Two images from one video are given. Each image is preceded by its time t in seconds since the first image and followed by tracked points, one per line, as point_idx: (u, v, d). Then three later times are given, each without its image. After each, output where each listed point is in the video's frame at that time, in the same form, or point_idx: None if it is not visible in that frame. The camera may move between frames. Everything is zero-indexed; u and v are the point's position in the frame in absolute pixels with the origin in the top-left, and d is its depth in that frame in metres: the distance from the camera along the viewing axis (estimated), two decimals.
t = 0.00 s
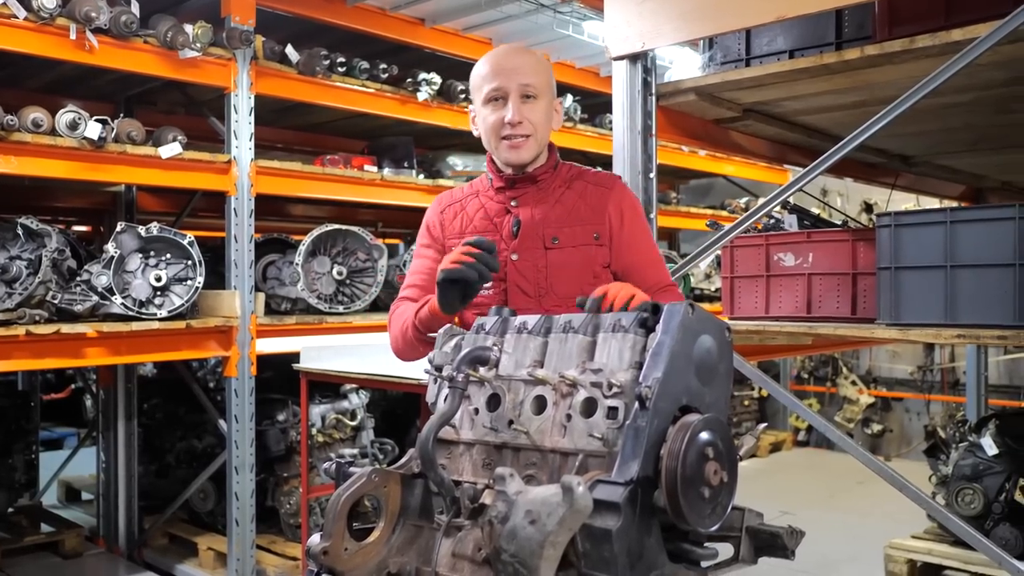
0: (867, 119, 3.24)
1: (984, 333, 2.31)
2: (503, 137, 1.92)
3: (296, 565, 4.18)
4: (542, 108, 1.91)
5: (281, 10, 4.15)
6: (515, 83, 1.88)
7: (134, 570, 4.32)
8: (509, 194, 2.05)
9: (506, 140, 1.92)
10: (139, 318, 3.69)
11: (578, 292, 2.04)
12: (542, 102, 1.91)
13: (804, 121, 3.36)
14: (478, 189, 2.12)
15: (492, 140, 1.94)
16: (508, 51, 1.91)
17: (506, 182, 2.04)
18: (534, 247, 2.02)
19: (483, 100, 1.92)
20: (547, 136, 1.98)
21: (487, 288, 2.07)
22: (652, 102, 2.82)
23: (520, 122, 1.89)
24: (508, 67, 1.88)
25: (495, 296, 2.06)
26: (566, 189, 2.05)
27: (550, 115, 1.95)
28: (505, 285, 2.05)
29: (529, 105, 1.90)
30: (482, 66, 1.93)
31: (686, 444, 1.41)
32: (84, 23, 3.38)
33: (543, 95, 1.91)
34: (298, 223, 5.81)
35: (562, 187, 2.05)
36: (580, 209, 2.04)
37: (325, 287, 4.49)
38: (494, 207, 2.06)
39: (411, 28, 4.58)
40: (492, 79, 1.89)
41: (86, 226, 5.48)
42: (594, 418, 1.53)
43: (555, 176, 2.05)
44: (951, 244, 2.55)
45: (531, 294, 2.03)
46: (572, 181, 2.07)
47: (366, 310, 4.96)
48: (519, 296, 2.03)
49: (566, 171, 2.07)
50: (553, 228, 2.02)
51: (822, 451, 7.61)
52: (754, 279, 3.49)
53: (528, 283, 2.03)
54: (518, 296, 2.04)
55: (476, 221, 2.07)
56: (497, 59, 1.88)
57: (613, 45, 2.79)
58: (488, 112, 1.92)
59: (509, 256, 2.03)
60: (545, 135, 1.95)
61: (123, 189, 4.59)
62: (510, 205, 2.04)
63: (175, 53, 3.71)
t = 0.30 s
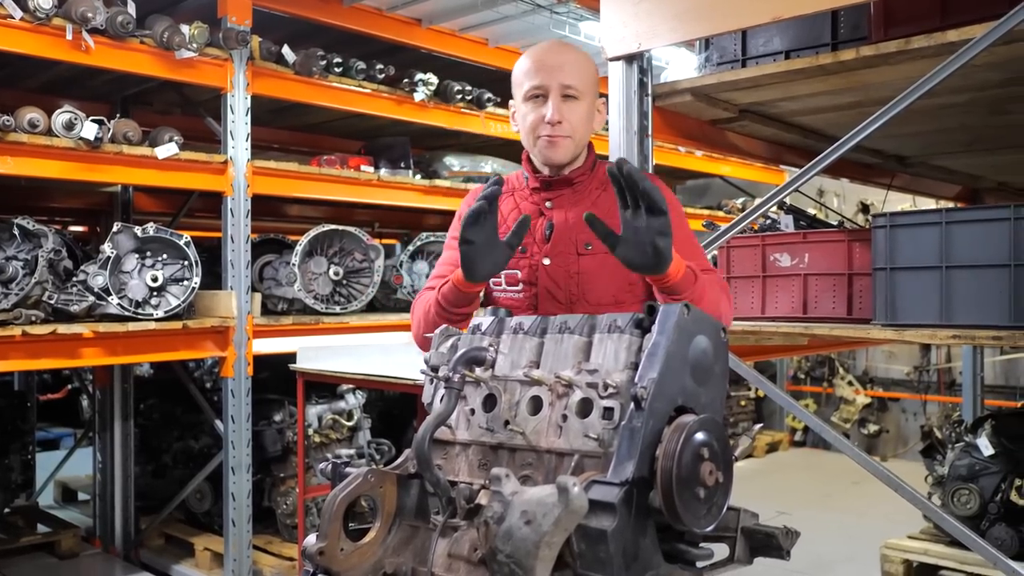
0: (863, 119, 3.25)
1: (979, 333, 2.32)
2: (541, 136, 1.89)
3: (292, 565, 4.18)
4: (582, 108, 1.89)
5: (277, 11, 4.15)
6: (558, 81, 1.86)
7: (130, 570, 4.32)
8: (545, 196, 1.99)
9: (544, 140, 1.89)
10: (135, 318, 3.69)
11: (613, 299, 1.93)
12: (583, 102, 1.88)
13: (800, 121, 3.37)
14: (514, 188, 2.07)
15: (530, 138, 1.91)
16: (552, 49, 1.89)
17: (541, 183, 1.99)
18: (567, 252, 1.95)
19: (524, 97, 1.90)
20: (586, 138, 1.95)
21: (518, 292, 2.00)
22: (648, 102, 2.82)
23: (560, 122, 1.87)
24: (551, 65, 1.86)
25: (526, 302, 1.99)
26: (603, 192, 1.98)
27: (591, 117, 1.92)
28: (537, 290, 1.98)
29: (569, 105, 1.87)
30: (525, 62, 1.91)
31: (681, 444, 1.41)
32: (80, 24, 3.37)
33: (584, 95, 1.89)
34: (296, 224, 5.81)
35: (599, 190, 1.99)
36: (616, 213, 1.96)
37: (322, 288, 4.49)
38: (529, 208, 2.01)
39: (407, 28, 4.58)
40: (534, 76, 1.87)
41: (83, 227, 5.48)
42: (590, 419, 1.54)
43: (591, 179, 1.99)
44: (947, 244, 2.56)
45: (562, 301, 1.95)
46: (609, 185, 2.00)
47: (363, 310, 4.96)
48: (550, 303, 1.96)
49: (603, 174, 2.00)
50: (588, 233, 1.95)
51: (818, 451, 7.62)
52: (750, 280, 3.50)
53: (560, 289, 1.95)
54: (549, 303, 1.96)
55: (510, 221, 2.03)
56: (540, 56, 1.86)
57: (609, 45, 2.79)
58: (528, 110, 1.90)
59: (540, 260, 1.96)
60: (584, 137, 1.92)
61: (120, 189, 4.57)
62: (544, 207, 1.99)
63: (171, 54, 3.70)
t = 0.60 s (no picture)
0: (864, 118, 3.25)
1: (981, 332, 2.31)
2: (565, 136, 1.87)
3: (293, 565, 4.18)
4: (608, 107, 1.86)
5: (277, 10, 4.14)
6: (584, 79, 1.82)
7: (130, 570, 4.31)
8: (568, 195, 1.97)
9: (568, 140, 1.86)
10: (136, 318, 3.68)
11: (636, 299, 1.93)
12: (609, 102, 1.85)
13: (801, 120, 3.37)
14: (537, 183, 2.05)
15: (554, 138, 1.89)
16: (579, 45, 1.85)
17: (564, 183, 1.96)
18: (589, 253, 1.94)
19: (549, 95, 1.87)
20: (612, 138, 1.91)
21: (541, 291, 2.00)
22: (649, 101, 2.80)
23: (585, 122, 1.84)
24: (577, 63, 1.83)
25: (549, 302, 1.99)
26: (627, 189, 1.95)
27: (617, 116, 1.89)
28: (560, 290, 1.98)
29: (595, 105, 1.85)
30: (550, 58, 1.88)
31: (685, 443, 1.41)
32: (80, 22, 3.36)
33: (611, 94, 1.85)
34: (295, 223, 5.81)
35: (623, 187, 1.95)
36: (639, 213, 1.94)
37: (322, 287, 4.48)
38: (552, 207, 1.99)
39: (407, 27, 4.57)
40: (559, 74, 1.84)
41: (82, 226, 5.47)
42: (593, 417, 1.53)
43: (616, 177, 1.95)
44: (949, 243, 2.56)
45: (585, 301, 1.95)
46: (633, 181, 1.96)
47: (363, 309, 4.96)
48: (573, 303, 1.96)
49: (626, 169, 1.97)
50: (611, 234, 1.93)
51: (818, 451, 7.62)
52: (751, 279, 3.49)
53: (583, 289, 1.95)
54: (572, 303, 1.96)
55: (533, 219, 2.01)
56: (567, 53, 1.83)
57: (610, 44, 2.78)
58: (553, 109, 1.87)
59: (563, 261, 1.96)
60: (609, 136, 1.89)
61: (120, 188, 4.56)
62: (567, 207, 1.97)
63: (171, 53, 3.70)
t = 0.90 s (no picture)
0: (865, 118, 3.25)
1: (983, 332, 2.31)
2: (565, 142, 1.86)
3: (294, 565, 4.18)
4: (608, 110, 1.85)
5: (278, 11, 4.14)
6: (583, 82, 1.81)
7: (132, 570, 4.31)
8: (569, 199, 1.97)
9: (568, 145, 1.85)
10: (137, 318, 3.69)
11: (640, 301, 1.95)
12: (609, 105, 1.84)
13: (801, 121, 3.37)
14: (538, 184, 2.05)
15: (555, 143, 1.88)
16: (577, 48, 1.84)
17: (565, 187, 1.96)
18: (593, 258, 1.95)
19: (547, 99, 1.86)
20: (612, 141, 1.90)
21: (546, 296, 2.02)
22: (649, 102, 2.80)
23: (584, 127, 1.83)
24: (575, 66, 1.82)
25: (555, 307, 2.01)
26: (628, 190, 1.95)
27: (617, 119, 1.88)
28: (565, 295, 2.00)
29: (595, 108, 1.84)
30: (547, 61, 1.87)
31: (685, 444, 1.41)
32: (81, 23, 3.37)
33: (610, 97, 1.85)
34: (296, 223, 5.81)
35: (625, 188, 1.96)
36: (642, 213, 1.94)
37: (323, 287, 4.49)
38: (554, 211, 2.00)
39: (408, 28, 4.58)
40: (557, 78, 1.83)
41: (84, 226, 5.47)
42: (593, 418, 1.53)
43: (618, 177, 1.95)
44: (950, 243, 2.55)
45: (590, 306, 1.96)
46: (635, 180, 1.96)
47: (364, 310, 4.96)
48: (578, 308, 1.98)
49: (627, 168, 1.96)
50: (614, 238, 1.93)
51: (820, 452, 7.61)
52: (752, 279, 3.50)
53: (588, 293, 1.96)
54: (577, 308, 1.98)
55: (535, 222, 2.02)
56: (564, 56, 1.82)
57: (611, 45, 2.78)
58: (552, 114, 1.86)
59: (567, 267, 1.97)
60: (609, 140, 1.88)
61: (121, 189, 4.57)
62: (569, 210, 1.97)
63: (173, 54, 3.70)
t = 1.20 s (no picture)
0: (869, 118, 3.24)
1: (987, 332, 2.30)
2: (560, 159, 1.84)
3: (298, 564, 4.18)
4: (602, 123, 1.82)
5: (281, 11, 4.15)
6: (575, 97, 1.78)
7: (136, 570, 4.32)
8: (567, 208, 1.96)
9: (564, 162, 1.84)
10: (141, 318, 3.70)
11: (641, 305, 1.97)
12: (603, 117, 1.82)
13: (805, 121, 3.36)
14: (534, 190, 2.04)
15: (550, 159, 1.86)
16: (566, 58, 1.80)
17: (563, 197, 1.95)
18: (594, 266, 1.94)
19: (539, 115, 1.83)
20: (608, 152, 1.89)
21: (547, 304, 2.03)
22: (653, 101, 2.80)
23: (579, 144, 1.81)
24: (566, 80, 1.78)
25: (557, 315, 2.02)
26: (627, 194, 1.95)
27: (612, 130, 1.85)
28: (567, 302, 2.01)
29: (589, 122, 1.81)
30: (536, 72, 1.83)
31: (688, 444, 1.41)
32: (85, 24, 3.38)
33: (604, 108, 1.82)
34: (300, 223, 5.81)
35: (623, 192, 1.95)
36: (641, 218, 1.94)
37: (326, 287, 4.49)
38: (551, 220, 2.00)
39: (411, 28, 4.58)
40: (548, 94, 1.80)
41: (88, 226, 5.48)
42: (597, 418, 1.53)
43: (616, 182, 1.94)
44: (954, 243, 2.55)
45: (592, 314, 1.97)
46: (633, 183, 1.96)
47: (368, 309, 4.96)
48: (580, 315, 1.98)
49: (624, 171, 1.96)
50: (614, 245, 1.93)
51: (824, 452, 7.60)
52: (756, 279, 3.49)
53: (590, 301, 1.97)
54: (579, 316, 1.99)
55: (532, 230, 2.02)
56: (554, 70, 1.79)
57: (614, 45, 2.78)
58: (545, 130, 1.84)
59: (568, 276, 1.97)
60: (604, 153, 1.86)
61: (125, 189, 4.58)
62: (567, 219, 1.97)
63: (177, 54, 3.71)
